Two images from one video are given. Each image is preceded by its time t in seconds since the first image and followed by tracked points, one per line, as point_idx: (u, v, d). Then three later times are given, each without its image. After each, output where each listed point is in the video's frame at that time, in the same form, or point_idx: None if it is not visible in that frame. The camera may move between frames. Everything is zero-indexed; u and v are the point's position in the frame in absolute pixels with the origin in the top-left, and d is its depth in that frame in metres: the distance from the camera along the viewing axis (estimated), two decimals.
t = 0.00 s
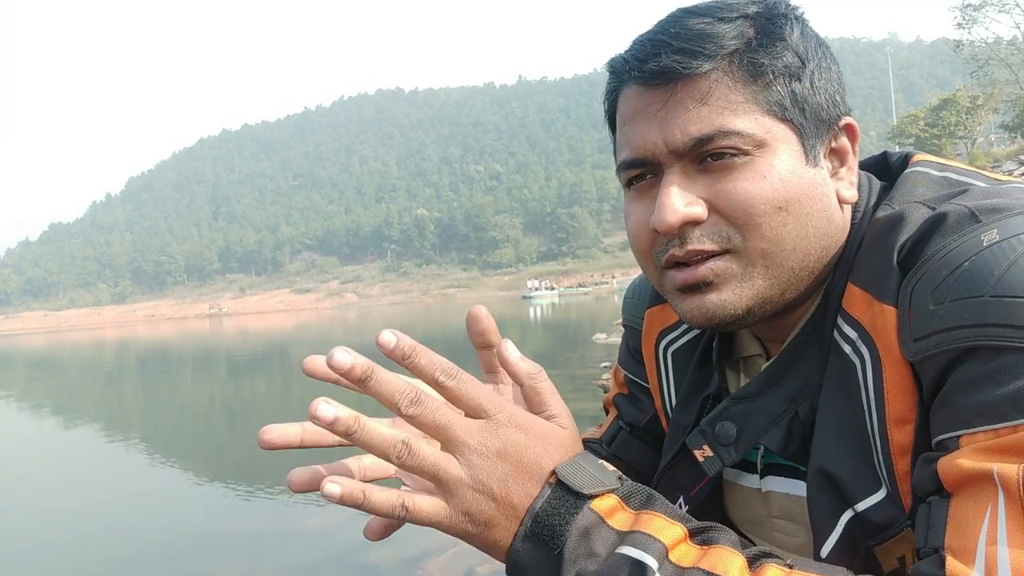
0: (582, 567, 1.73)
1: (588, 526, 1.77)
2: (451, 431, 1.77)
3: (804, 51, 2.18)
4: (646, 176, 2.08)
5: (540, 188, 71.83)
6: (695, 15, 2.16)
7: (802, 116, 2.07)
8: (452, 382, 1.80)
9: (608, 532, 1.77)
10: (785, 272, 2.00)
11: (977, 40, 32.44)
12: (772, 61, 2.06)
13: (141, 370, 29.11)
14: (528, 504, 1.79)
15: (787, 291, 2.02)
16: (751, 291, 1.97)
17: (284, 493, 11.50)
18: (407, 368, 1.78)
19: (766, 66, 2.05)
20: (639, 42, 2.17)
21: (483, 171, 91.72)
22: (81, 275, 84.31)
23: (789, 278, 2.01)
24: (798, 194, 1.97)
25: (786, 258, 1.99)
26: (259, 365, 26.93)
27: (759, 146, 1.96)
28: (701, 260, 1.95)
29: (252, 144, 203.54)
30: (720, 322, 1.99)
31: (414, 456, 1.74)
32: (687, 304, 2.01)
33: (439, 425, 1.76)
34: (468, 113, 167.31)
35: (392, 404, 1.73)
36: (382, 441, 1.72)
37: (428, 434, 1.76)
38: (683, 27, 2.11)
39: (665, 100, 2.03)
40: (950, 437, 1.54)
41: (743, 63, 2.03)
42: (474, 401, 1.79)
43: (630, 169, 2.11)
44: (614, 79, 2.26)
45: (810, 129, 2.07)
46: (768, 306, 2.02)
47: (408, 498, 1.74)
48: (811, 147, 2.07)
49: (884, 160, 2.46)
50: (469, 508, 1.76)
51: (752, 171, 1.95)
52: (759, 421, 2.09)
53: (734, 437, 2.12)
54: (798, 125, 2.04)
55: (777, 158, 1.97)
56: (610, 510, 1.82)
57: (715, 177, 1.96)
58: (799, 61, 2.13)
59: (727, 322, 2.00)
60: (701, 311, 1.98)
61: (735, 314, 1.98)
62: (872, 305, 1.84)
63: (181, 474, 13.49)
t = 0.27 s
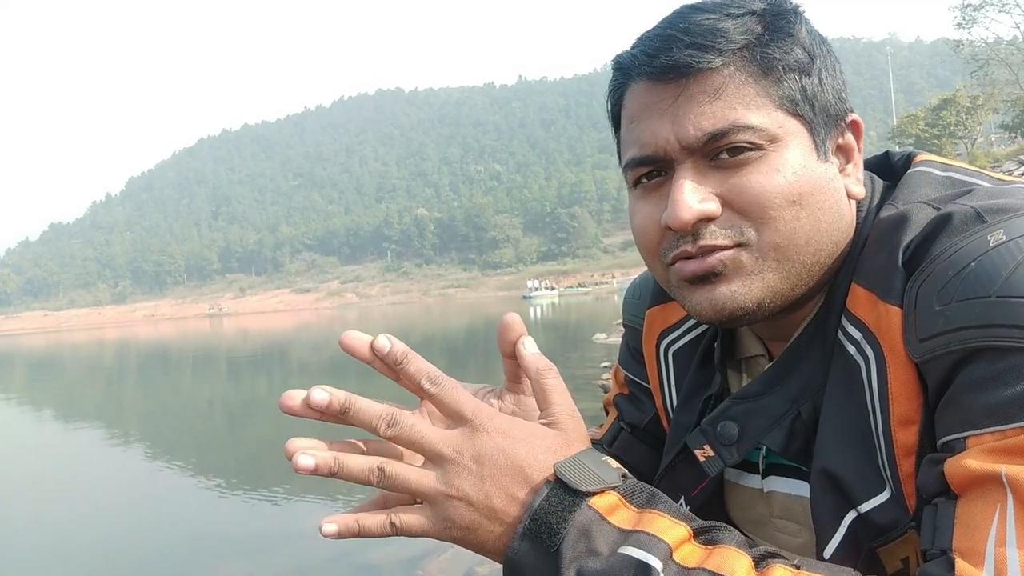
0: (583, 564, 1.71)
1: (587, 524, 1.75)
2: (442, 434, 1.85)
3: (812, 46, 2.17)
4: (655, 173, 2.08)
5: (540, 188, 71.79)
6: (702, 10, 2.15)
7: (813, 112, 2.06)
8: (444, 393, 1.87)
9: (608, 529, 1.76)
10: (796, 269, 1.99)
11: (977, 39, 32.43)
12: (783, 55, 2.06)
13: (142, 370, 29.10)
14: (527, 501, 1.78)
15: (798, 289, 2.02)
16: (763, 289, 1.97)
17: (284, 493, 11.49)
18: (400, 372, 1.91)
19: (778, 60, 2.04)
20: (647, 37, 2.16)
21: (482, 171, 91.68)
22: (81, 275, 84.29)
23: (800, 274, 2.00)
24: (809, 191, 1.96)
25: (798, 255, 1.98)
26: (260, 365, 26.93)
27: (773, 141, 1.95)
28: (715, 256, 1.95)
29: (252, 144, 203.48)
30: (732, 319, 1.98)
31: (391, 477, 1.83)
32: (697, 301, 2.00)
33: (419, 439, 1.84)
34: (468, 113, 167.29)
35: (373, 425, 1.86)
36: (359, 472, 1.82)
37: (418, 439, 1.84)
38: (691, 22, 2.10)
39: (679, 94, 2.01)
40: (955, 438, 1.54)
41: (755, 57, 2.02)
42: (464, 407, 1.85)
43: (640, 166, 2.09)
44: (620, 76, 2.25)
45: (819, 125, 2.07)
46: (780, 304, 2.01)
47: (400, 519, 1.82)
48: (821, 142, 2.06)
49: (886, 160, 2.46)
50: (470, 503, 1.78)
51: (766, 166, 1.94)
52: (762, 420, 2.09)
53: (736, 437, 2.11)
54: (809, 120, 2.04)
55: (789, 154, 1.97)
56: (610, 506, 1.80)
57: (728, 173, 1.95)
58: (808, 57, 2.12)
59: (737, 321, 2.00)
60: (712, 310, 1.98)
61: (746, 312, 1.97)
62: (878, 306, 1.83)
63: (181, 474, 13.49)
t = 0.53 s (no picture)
0: (584, 569, 1.73)
1: (589, 531, 1.78)
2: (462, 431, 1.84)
3: (813, 45, 2.18)
4: (655, 173, 2.08)
5: (540, 188, 71.79)
6: (704, 9, 2.15)
7: (814, 112, 2.07)
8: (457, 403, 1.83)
9: (611, 535, 1.77)
10: (798, 271, 2.00)
11: (977, 39, 32.39)
12: (783, 56, 2.06)
13: (141, 370, 29.12)
14: (534, 508, 1.82)
15: (798, 289, 2.02)
16: (764, 290, 1.97)
17: (284, 492, 11.52)
18: (410, 391, 1.80)
19: (779, 62, 2.05)
20: (649, 36, 2.16)
21: (482, 171, 91.64)
22: (80, 275, 84.31)
23: (802, 275, 2.01)
24: (810, 191, 1.97)
25: (801, 256, 1.98)
26: (259, 365, 26.96)
27: (772, 142, 1.96)
28: (715, 257, 1.95)
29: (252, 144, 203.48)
30: (731, 320, 1.99)
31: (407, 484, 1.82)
32: (697, 303, 2.01)
33: (436, 446, 1.82)
34: (468, 114, 167.24)
35: (389, 434, 1.80)
36: (375, 471, 1.79)
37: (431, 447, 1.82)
38: (692, 21, 2.10)
39: (679, 95, 2.02)
40: (951, 438, 1.54)
41: (756, 58, 2.03)
42: (475, 426, 1.84)
43: (640, 166, 2.10)
44: (620, 74, 2.25)
45: (820, 126, 2.07)
46: (780, 305, 2.02)
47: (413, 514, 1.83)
48: (823, 142, 2.06)
49: (887, 160, 2.46)
50: (477, 505, 1.81)
51: (767, 165, 1.94)
52: (760, 420, 2.09)
53: (734, 437, 2.12)
54: (810, 120, 2.04)
55: (789, 153, 1.97)
56: (613, 514, 1.81)
57: (729, 174, 1.95)
58: (807, 57, 2.13)
59: (738, 321, 2.00)
60: (712, 309, 1.99)
61: (746, 313, 1.98)
62: (875, 307, 1.83)
63: (180, 474, 13.51)
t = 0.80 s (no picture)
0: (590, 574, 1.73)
1: (597, 537, 1.77)
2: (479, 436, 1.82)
3: (817, 44, 2.17)
4: (660, 171, 2.08)
5: (540, 188, 71.75)
6: (708, 7, 2.14)
7: (820, 110, 2.06)
8: (477, 411, 1.78)
9: (617, 541, 1.77)
10: (804, 269, 1.99)
11: (978, 39, 32.41)
12: (788, 53, 2.06)
13: (141, 370, 29.13)
14: (540, 514, 1.81)
15: (804, 287, 2.01)
16: (770, 289, 1.97)
17: (284, 492, 11.53)
18: (427, 400, 1.75)
19: (785, 58, 2.04)
20: (654, 32, 2.15)
21: (483, 171, 91.67)
22: (80, 275, 84.29)
23: (807, 273, 2.00)
24: (816, 189, 1.97)
25: (807, 253, 1.98)
26: (259, 365, 26.98)
27: (778, 139, 1.96)
28: (722, 255, 1.95)
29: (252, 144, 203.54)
30: (737, 316, 1.99)
31: (424, 492, 1.79)
32: (702, 301, 2.00)
33: (452, 453, 1.79)
34: (468, 114, 167.29)
35: (405, 443, 1.78)
36: (392, 479, 1.76)
37: (444, 453, 1.79)
38: (697, 17, 2.09)
39: (683, 93, 2.02)
40: (956, 437, 1.53)
41: (762, 54, 2.02)
42: (487, 432, 1.80)
43: (646, 162, 2.09)
44: (625, 71, 2.24)
45: (824, 123, 2.07)
46: (786, 304, 2.01)
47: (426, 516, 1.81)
48: (827, 140, 2.06)
49: (890, 159, 2.46)
50: (483, 508, 1.80)
51: (773, 163, 1.94)
52: (763, 420, 2.08)
53: (737, 436, 2.11)
54: (815, 117, 2.04)
55: (795, 151, 1.96)
56: (620, 520, 1.80)
57: (733, 171, 1.95)
58: (814, 54, 2.12)
59: (744, 320, 2.00)
60: (719, 308, 1.98)
61: (752, 311, 1.97)
62: (879, 305, 1.83)
63: (181, 473, 13.51)
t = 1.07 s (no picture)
0: None
1: (593, 537, 1.77)
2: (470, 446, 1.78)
3: (815, 45, 2.17)
4: (657, 175, 2.08)
5: (540, 188, 71.73)
6: (705, 10, 2.15)
7: (818, 112, 2.06)
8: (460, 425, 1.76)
9: (613, 541, 1.77)
10: (805, 270, 1.99)
11: (978, 39, 32.38)
12: (786, 55, 2.06)
13: (142, 370, 29.12)
14: (534, 516, 1.80)
15: (805, 289, 2.01)
16: (770, 290, 1.97)
17: (283, 492, 11.53)
18: (406, 406, 1.73)
19: (782, 61, 2.04)
20: (650, 37, 2.15)
21: (483, 171, 91.73)
22: (80, 275, 84.30)
23: (808, 275, 2.00)
24: (816, 191, 1.96)
25: (806, 255, 1.98)
26: (260, 365, 26.98)
27: (777, 141, 1.96)
28: (721, 257, 1.95)
29: (252, 144, 203.69)
30: (737, 320, 1.99)
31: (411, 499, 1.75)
32: (701, 304, 2.01)
33: (437, 461, 1.76)
34: (468, 114, 167.31)
35: (387, 453, 1.73)
36: (378, 489, 1.72)
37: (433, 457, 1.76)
38: (695, 20, 2.09)
39: (682, 95, 2.02)
40: (955, 438, 1.54)
41: (759, 57, 2.02)
42: (478, 437, 1.77)
43: (644, 167, 2.09)
44: (622, 74, 2.24)
45: (823, 124, 2.07)
46: (785, 306, 2.02)
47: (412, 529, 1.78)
48: (825, 142, 2.06)
49: (888, 159, 2.46)
50: (475, 513, 1.78)
51: (771, 167, 1.94)
52: (763, 421, 2.09)
53: (739, 437, 2.11)
54: (813, 119, 2.04)
55: (792, 154, 1.97)
56: (615, 520, 1.81)
57: (733, 174, 1.95)
58: (811, 56, 2.12)
59: (745, 322, 2.00)
60: (718, 310, 1.99)
61: (753, 313, 1.98)
62: (881, 305, 1.83)
63: (181, 473, 13.51)
